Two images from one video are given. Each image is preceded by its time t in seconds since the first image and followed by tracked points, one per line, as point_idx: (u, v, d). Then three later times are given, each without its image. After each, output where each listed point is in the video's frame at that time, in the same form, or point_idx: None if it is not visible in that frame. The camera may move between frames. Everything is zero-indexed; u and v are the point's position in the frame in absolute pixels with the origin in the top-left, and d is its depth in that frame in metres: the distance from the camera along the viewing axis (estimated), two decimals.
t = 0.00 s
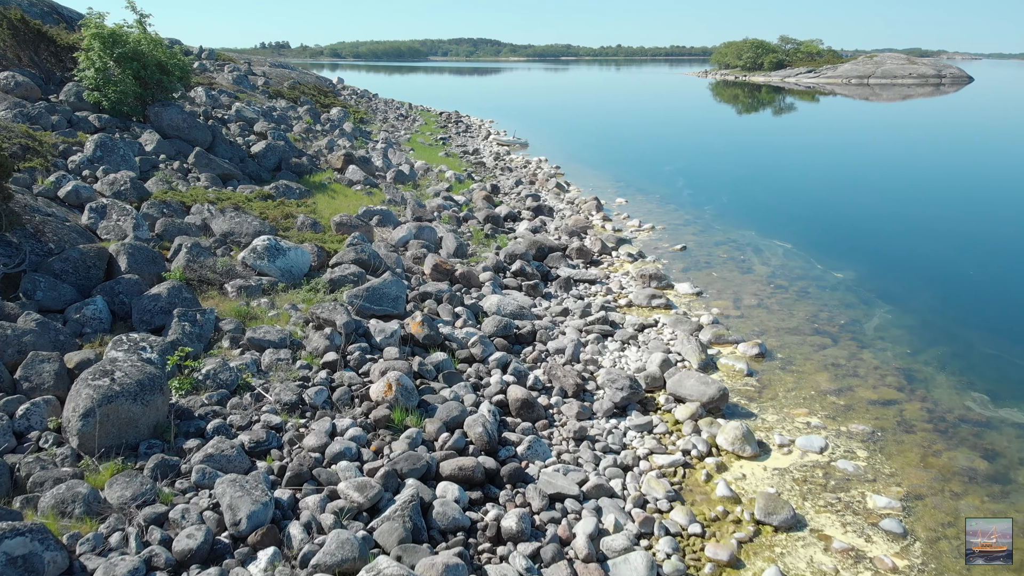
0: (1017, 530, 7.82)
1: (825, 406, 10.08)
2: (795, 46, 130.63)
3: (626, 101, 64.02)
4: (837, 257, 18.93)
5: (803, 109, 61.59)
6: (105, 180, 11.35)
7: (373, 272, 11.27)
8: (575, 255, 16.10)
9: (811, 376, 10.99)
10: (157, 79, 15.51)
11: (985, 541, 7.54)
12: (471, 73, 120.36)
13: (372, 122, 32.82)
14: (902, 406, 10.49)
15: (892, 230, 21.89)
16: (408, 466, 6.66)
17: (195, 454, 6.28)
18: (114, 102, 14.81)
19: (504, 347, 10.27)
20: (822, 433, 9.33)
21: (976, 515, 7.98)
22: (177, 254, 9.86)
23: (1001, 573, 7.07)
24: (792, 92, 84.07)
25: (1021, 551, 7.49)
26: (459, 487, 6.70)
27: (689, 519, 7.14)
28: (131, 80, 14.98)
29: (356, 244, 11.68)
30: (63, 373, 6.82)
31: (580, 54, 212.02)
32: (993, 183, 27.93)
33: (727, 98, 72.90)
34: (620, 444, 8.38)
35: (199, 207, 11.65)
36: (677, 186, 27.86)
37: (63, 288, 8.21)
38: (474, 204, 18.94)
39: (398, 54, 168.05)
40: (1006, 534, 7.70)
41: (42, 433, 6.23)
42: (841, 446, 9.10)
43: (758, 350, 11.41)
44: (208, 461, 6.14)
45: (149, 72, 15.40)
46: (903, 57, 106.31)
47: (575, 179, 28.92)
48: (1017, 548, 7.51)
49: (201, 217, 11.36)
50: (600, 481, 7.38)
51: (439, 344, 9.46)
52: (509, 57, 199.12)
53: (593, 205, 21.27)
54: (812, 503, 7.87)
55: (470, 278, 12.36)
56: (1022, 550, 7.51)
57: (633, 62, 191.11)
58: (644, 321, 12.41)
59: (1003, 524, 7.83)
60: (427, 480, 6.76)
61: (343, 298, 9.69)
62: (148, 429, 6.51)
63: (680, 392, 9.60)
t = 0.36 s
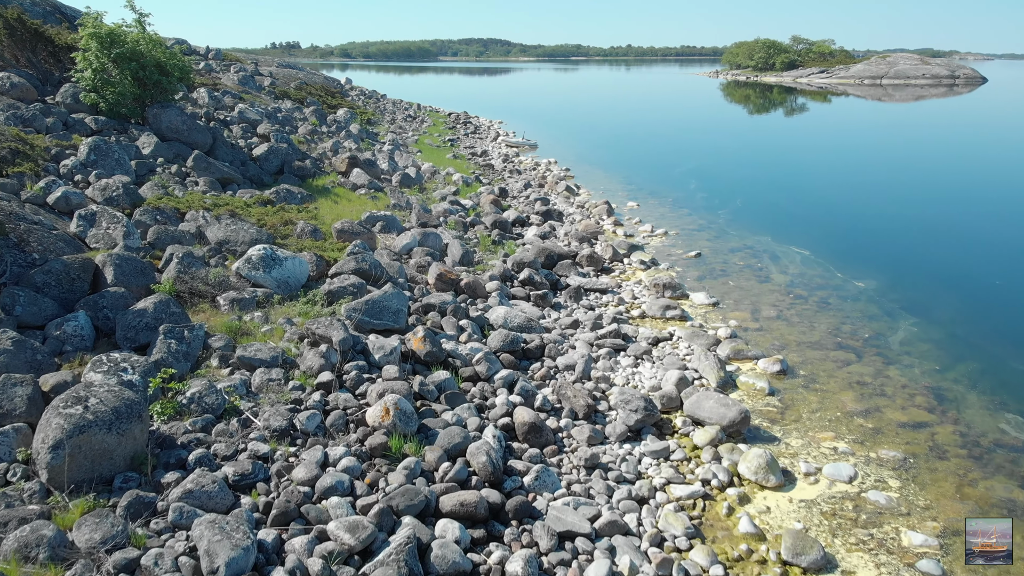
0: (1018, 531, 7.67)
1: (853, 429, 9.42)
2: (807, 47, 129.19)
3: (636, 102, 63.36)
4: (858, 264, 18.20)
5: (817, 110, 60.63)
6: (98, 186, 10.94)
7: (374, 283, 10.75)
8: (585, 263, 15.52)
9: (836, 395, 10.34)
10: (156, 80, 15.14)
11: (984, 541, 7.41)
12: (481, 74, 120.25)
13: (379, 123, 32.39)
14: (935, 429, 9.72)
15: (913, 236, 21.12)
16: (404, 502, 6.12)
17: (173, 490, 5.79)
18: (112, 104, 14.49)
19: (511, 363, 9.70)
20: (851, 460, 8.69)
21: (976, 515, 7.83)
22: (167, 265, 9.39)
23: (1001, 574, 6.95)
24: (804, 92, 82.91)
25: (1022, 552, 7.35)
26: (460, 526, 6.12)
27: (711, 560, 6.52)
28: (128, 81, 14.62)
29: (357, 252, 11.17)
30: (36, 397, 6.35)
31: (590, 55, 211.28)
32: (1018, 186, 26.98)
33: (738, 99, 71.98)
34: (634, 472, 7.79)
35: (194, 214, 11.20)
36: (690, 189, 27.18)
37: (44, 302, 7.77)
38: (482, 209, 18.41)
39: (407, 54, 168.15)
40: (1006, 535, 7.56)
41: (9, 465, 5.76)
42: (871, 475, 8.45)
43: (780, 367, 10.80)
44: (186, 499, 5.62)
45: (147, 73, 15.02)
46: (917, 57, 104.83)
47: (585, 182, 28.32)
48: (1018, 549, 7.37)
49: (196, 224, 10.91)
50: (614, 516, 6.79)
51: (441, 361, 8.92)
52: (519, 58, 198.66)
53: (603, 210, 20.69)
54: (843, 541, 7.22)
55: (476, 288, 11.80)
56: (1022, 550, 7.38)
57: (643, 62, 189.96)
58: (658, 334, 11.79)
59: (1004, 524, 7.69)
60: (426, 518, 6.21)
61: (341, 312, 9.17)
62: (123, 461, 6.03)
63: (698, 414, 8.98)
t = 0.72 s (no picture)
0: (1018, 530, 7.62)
1: (876, 454, 8.85)
2: (812, 47, 128.25)
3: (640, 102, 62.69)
4: (871, 271, 17.63)
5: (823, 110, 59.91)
6: (81, 192, 10.45)
7: (369, 294, 10.22)
8: (590, 271, 14.97)
9: (856, 416, 9.77)
10: (147, 80, 14.62)
11: (984, 541, 7.35)
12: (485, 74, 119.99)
13: (379, 124, 31.87)
14: (962, 454, 9.11)
15: (926, 240, 20.61)
16: (394, 544, 5.55)
17: (141, 533, 5.27)
18: (101, 105, 13.99)
19: (513, 382, 9.16)
20: (876, 489, 8.12)
21: (1000, 538, 7.42)
22: (150, 277, 8.89)
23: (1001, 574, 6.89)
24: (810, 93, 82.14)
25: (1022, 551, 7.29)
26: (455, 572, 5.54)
27: None
28: (118, 82, 14.12)
29: (351, 262, 10.65)
30: None
31: (594, 55, 210.62)
32: None
33: (743, 99, 71.27)
34: (645, 504, 7.24)
35: (181, 221, 10.70)
36: (696, 192, 26.60)
37: (15, 320, 7.27)
38: (483, 214, 17.87)
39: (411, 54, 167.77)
40: (1006, 534, 7.50)
41: None
42: (898, 506, 7.85)
43: (797, 385, 10.24)
44: (153, 545, 5.09)
45: (138, 73, 14.51)
46: (924, 57, 103.93)
47: (590, 185, 27.76)
48: (1018, 549, 7.31)
49: (183, 232, 10.41)
50: (624, 557, 6.22)
51: (438, 381, 8.38)
52: (523, 58, 198.09)
53: (608, 215, 20.13)
54: None
55: (476, 299, 11.26)
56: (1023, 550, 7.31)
57: (647, 62, 189.08)
58: (667, 348, 11.23)
59: (1004, 524, 7.64)
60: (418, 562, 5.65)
61: (333, 328, 8.65)
62: (88, 500, 5.53)
63: (711, 439, 8.42)
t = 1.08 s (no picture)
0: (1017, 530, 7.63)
1: (904, 482, 8.28)
2: (818, 48, 127.35)
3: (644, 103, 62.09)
4: (887, 279, 17.02)
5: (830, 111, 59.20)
6: (64, 199, 9.96)
7: (364, 307, 9.71)
8: (596, 279, 14.44)
9: (880, 438, 9.22)
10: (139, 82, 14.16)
11: (984, 541, 7.34)
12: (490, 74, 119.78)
13: (381, 126, 31.37)
14: (994, 481, 8.53)
15: (944, 247, 19.95)
16: None
17: None
18: (92, 107, 13.51)
19: (515, 403, 8.63)
20: (905, 521, 7.57)
21: None
22: (132, 290, 8.40)
23: (1001, 574, 6.88)
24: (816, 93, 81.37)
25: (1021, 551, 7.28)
26: None
27: None
28: (109, 83, 13.66)
29: (346, 272, 10.14)
30: None
31: (598, 55, 209.94)
32: None
33: (749, 100, 70.61)
34: (658, 542, 6.70)
35: (168, 229, 10.20)
36: (704, 196, 26.00)
37: None
38: (485, 219, 17.35)
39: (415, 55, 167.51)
40: (1005, 534, 7.50)
41: None
42: (930, 542, 7.28)
43: (816, 404, 9.69)
44: None
45: (129, 74, 14.06)
46: (931, 58, 103.02)
47: (595, 187, 27.21)
48: (1017, 548, 7.31)
49: (170, 241, 9.92)
50: None
51: (435, 404, 7.86)
52: (527, 58, 197.64)
53: (614, 219, 19.59)
54: None
55: (477, 311, 10.73)
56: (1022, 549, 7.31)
57: (652, 62, 188.56)
58: (678, 364, 10.68)
59: (1003, 524, 7.64)
60: None
61: (324, 345, 8.14)
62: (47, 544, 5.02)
63: (727, 466, 7.87)
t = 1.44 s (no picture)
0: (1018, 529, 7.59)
1: (937, 514, 7.70)
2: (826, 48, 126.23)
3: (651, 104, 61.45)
4: (907, 289, 16.40)
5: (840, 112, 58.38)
6: (47, 206, 9.50)
7: (360, 321, 9.21)
8: (604, 288, 13.90)
9: (908, 464, 8.65)
10: (133, 83, 13.74)
11: (984, 541, 7.33)
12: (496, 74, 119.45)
13: (385, 127, 30.90)
14: None
15: (965, 255, 19.26)
16: None
17: None
18: (84, 109, 13.08)
19: (519, 426, 8.10)
20: (940, 557, 7.02)
21: None
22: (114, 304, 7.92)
23: (999, 573, 6.88)
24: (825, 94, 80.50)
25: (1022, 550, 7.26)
26: None
27: None
28: (101, 84, 13.24)
29: (342, 284, 9.65)
30: None
31: (605, 55, 209.12)
32: None
33: (757, 100, 69.86)
34: None
35: (156, 238, 9.73)
36: (714, 199, 25.38)
37: None
38: (490, 224, 16.84)
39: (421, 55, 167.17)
40: (1006, 534, 7.46)
41: None
42: None
43: (839, 425, 9.14)
44: None
45: (122, 74, 13.63)
46: (941, 58, 101.86)
47: (602, 190, 26.65)
48: (1018, 548, 7.28)
49: (158, 251, 9.46)
50: None
51: (433, 430, 7.34)
52: (534, 58, 197.09)
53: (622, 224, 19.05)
54: None
55: (480, 325, 10.20)
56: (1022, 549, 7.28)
57: (659, 62, 187.66)
58: (692, 382, 10.13)
59: (1004, 524, 7.59)
60: None
61: (316, 365, 7.64)
62: None
63: (747, 499, 7.30)
